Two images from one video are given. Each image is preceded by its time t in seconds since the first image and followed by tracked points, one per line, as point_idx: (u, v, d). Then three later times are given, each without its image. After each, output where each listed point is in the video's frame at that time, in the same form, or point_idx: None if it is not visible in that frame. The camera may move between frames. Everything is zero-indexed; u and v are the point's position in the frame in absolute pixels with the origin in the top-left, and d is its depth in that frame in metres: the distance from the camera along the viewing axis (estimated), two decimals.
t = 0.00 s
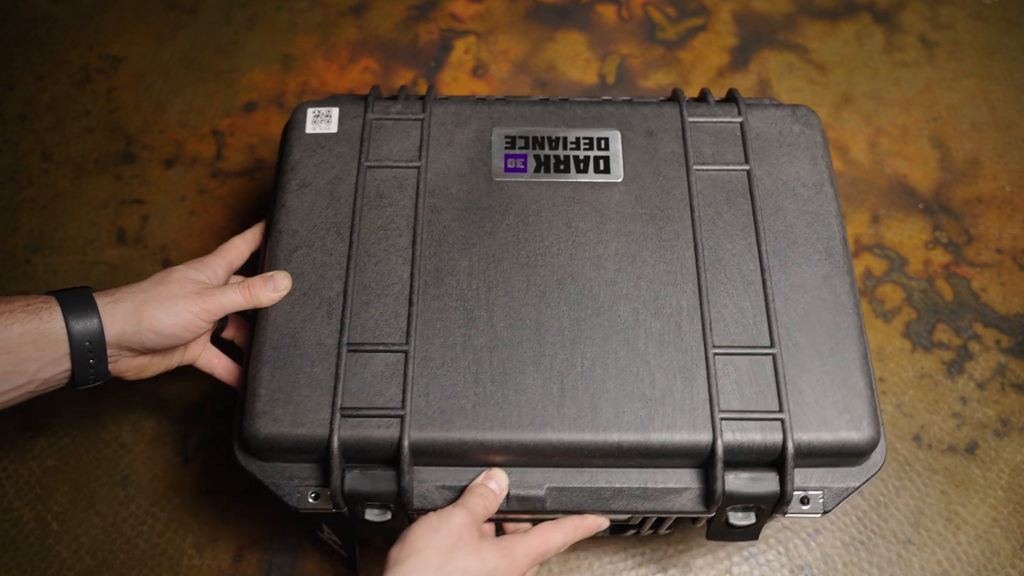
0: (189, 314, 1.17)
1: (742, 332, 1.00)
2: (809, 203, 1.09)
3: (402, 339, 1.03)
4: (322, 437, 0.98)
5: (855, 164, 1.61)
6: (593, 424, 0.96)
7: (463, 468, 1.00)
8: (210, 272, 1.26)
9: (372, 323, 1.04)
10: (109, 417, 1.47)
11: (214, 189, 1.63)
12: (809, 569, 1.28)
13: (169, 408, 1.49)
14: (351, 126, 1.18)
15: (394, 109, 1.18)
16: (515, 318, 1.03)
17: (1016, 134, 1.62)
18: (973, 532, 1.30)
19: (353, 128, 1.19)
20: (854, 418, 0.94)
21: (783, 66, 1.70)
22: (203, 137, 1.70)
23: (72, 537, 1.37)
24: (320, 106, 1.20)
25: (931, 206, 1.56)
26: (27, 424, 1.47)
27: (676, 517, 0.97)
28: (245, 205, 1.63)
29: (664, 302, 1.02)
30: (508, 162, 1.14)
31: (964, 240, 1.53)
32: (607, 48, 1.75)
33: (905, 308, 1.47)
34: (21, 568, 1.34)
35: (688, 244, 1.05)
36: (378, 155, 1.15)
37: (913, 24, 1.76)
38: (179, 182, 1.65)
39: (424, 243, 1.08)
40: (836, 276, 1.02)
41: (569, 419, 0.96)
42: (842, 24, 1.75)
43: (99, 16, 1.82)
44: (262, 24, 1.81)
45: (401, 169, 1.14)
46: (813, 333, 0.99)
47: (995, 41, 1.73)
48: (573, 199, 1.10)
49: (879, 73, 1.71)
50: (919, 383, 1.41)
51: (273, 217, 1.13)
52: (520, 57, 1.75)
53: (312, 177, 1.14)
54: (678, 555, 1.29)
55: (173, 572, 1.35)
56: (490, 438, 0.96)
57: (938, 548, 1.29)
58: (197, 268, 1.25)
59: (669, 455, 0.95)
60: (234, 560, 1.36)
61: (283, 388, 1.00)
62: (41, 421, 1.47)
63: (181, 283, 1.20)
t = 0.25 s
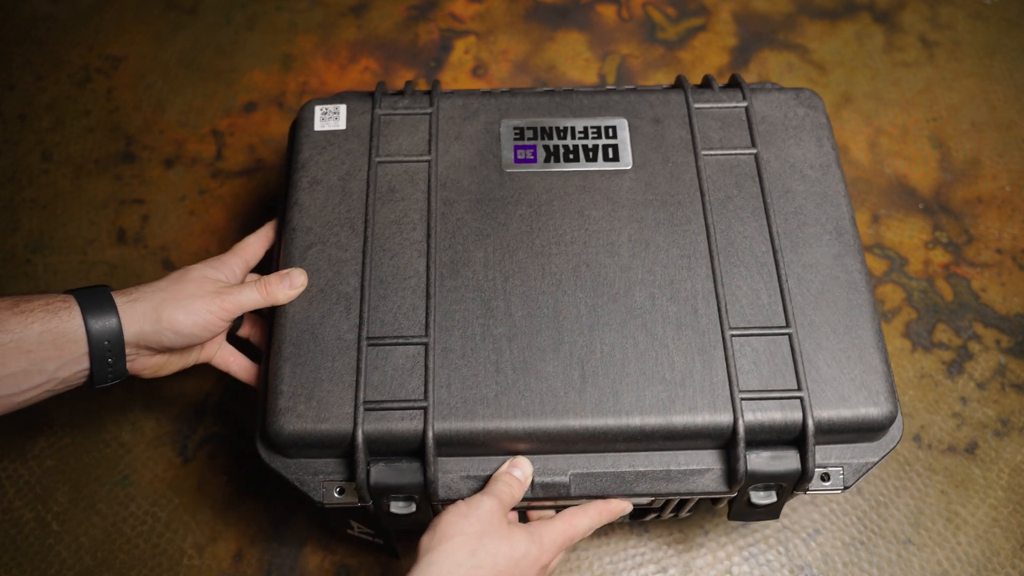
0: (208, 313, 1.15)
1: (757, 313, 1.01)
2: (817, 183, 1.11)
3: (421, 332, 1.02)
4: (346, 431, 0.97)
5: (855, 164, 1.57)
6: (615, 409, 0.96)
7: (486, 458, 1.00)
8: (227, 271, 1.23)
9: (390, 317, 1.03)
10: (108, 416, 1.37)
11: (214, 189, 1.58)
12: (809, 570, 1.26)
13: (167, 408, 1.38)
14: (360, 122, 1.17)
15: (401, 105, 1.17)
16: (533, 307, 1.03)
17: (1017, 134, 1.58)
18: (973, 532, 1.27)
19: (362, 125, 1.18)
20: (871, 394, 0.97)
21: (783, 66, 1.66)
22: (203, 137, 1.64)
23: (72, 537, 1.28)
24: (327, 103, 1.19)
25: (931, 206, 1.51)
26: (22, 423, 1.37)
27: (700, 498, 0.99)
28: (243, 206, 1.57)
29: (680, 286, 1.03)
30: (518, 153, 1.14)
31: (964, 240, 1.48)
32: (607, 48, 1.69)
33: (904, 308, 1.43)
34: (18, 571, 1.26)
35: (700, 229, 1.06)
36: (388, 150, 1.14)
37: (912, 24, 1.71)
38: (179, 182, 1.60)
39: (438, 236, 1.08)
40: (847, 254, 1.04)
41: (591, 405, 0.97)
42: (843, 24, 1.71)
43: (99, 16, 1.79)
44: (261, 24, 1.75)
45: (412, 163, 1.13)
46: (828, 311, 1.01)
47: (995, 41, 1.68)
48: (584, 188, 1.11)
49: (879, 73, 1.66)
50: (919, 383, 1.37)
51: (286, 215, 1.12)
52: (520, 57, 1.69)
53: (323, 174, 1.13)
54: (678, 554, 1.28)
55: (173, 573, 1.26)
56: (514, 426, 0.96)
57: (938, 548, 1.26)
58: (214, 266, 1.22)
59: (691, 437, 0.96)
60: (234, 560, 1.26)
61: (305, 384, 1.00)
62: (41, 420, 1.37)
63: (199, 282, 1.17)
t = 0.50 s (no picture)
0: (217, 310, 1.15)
1: (763, 307, 1.05)
2: (820, 176, 1.15)
3: (428, 327, 1.04)
4: (355, 427, 0.98)
5: (854, 165, 1.57)
6: (623, 403, 0.99)
7: (495, 452, 1.02)
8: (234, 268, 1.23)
9: (398, 312, 1.04)
10: (109, 416, 1.36)
11: (213, 189, 1.58)
12: (809, 570, 1.25)
13: (169, 406, 1.37)
14: (365, 119, 1.18)
15: (406, 101, 1.18)
16: (539, 303, 1.05)
17: (1017, 134, 1.58)
18: (973, 532, 1.26)
19: (366, 121, 1.19)
20: (878, 386, 1.01)
21: (783, 66, 1.67)
22: (203, 137, 1.64)
23: (72, 537, 1.27)
24: (331, 101, 1.19)
25: (931, 206, 1.51)
26: (24, 422, 1.36)
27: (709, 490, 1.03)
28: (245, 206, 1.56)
29: (686, 280, 1.06)
30: (523, 149, 1.15)
31: (964, 240, 1.48)
32: (607, 49, 1.70)
33: (904, 308, 1.43)
34: (20, 568, 1.25)
35: (705, 223, 1.10)
36: (393, 146, 1.15)
37: (912, 24, 1.71)
38: (179, 182, 1.59)
39: (444, 232, 1.09)
40: (852, 248, 1.09)
41: (599, 398, 1.00)
42: (842, 24, 1.71)
43: (99, 16, 1.79)
44: (262, 24, 1.75)
45: (417, 160, 1.14)
46: (833, 305, 1.05)
47: (995, 41, 1.69)
48: (589, 183, 1.13)
49: (879, 73, 1.67)
50: (919, 382, 1.36)
51: (292, 212, 1.13)
52: (520, 57, 1.69)
53: (328, 171, 1.14)
54: (677, 554, 1.26)
55: (173, 572, 1.25)
56: (523, 421, 0.98)
57: (938, 548, 1.25)
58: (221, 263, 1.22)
59: (700, 429, 1.00)
60: (235, 560, 1.26)
61: (313, 380, 1.01)
62: (40, 419, 1.37)
63: (207, 279, 1.17)
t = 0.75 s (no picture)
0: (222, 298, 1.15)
1: (770, 300, 1.06)
2: (827, 172, 1.17)
3: (436, 320, 1.05)
4: (363, 419, 1.00)
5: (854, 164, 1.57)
6: (630, 395, 1.00)
7: (503, 444, 1.03)
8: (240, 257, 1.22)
9: (406, 305, 1.06)
10: (110, 416, 1.35)
11: (214, 189, 1.55)
12: (809, 570, 1.23)
13: (170, 406, 1.36)
14: (372, 114, 1.19)
15: (414, 96, 1.20)
16: (547, 296, 1.07)
17: (1017, 134, 1.59)
18: (973, 532, 1.25)
19: (374, 116, 1.20)
20: (885, 380, 1.02)
21: (783, 66, 1.67)
22: (203, 137, 1.61)
23: (72, 537, 1.25)
24: (340, 95, 1.21)
25: (931, 206, 1.51)
26: (24, 422, 1.35)
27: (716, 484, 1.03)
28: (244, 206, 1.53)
29: (693, 273, 1.08)
30: (530, 143, 1.17)
31: (964, 240, 1.48)
32: (607, 49, 1.70)
33: (904, 308, 1.42)
34: (20, 569, 1.24)
35: (712, 217, 1.12)
36: (402, 141, 1.17)
37: (912, 24, 1.72)
38: (180, 183, 1.56)
39: (452, 226, 1.11)
40: (858, 242, 1.10)
41: (606, 392, 1.00)
42: (842, 24, 1.72)
43: (99, 16, 1.77)
44: (261, 24, 1.74)
45: (425, 154, 1.16)
46: (839, 298, 1.07)
47: (995, 41, 1.70)
48: (597, 177, 1.15)
49: (879, 73, 1.67)
50: (920, 383, 1.35)
51: (300, 205, 1.15)
52: (520, 57, 1.69)
53: (337, 164, 1.16)
54: (677, 554, 1.25)
55: (173, 573, 1.24)
56: (531, 413, 0.99)
57: (938, 548, 1.24)
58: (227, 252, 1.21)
59: (706, 423, 1.00)
60: (234, 560, 1.24)
61: (321, 372, 1.02)
62: (40, 419, 1.35)
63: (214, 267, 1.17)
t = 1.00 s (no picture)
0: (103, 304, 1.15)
1: (771, 301, 1.06)
2: (827, 172, 1.17)
3: (436, 319, 1.05)
4: (363, 418, 1.00)
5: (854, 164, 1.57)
6: (630, 395, 1.00)
7: (503, 444, 1.03)
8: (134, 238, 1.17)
9: (406, 305, 1.06)
10: (110, 416, 1.34)
11: (214, 189, 1.55)
12: (809, 570, 1.23)
13: (170, 405, 1.35)
14: (372, 113, 1.19)
15: (414, 96, 1.20)
16: (547, 296, 1.07)
17: (1017, 134, 1.59)
18: (973, 532, 1.25)
19: (374, 116, 1.20)
20: (885, 380, 1.02)
21: (783, 66, 1.67)
22: (203, 137, 1.61)
23: (72, 537, 1.25)
24: (340, 95, 1.21)
25: (931, 206, 1.51)
26: (23, 422, 1.34)
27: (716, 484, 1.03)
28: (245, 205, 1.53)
29: (693, 273, 1.08)
30: (530, 143, 1.17)
31: (964, 240, 1.48)
32: (607, 49, 1.70)
33: (904, 308, 1.42)
34: (20, 569, 1.23)
35: (713, 217, 1.12)
36: (402, 141, 1.17)
37: (912, 24, 1.72)
38: (180, 182, 1.56)
39: (452, 225, 1.11)
40: (858, 242, 1.10)
41: (606, 391, 1.01)
42: (842, 24, 1.72)
43: (99, 16, 1.77)
44: (261, 24, 1.74)
45: (425, 154, 1.16)
46: (840, 298, 1.07)
47: (995, 41, 1.70)
48: (597, 177, 1.15)
49: (879, 73, 1.67)
50: (919, 382, 1.35)
51: (300, 204, 1.15)
52: (520, 57, 1.69)
53: (337, 164, 1.16)
54: (677, 554, 1.25)
55: (173, 573, 1.24)
56: (531, 413, 0.99)
57: (938, 548, 1.24)
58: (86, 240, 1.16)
59: (707, 423, 1.00)
60: (235, 560, 1.24)
61: (321, 372, 1.02)
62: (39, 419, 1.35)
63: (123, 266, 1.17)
